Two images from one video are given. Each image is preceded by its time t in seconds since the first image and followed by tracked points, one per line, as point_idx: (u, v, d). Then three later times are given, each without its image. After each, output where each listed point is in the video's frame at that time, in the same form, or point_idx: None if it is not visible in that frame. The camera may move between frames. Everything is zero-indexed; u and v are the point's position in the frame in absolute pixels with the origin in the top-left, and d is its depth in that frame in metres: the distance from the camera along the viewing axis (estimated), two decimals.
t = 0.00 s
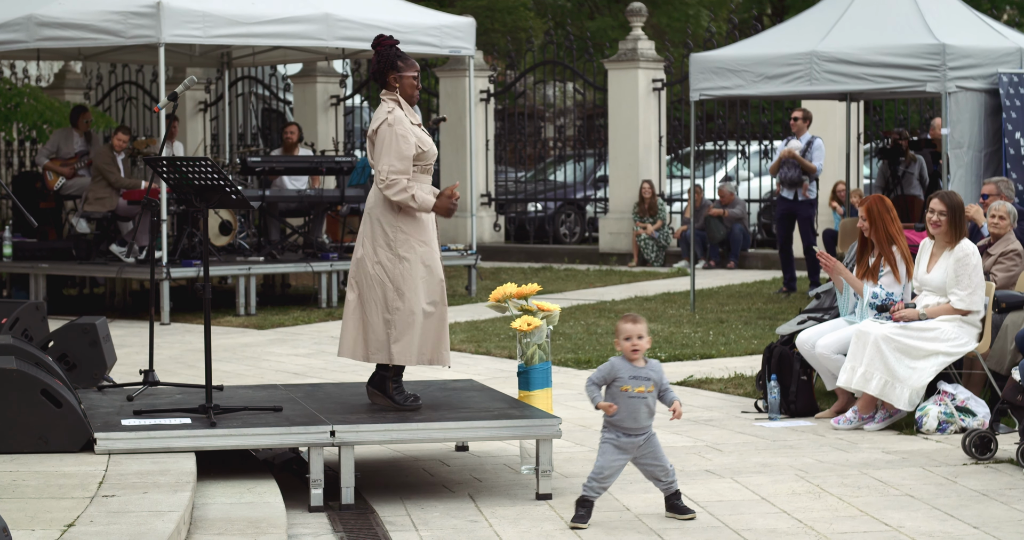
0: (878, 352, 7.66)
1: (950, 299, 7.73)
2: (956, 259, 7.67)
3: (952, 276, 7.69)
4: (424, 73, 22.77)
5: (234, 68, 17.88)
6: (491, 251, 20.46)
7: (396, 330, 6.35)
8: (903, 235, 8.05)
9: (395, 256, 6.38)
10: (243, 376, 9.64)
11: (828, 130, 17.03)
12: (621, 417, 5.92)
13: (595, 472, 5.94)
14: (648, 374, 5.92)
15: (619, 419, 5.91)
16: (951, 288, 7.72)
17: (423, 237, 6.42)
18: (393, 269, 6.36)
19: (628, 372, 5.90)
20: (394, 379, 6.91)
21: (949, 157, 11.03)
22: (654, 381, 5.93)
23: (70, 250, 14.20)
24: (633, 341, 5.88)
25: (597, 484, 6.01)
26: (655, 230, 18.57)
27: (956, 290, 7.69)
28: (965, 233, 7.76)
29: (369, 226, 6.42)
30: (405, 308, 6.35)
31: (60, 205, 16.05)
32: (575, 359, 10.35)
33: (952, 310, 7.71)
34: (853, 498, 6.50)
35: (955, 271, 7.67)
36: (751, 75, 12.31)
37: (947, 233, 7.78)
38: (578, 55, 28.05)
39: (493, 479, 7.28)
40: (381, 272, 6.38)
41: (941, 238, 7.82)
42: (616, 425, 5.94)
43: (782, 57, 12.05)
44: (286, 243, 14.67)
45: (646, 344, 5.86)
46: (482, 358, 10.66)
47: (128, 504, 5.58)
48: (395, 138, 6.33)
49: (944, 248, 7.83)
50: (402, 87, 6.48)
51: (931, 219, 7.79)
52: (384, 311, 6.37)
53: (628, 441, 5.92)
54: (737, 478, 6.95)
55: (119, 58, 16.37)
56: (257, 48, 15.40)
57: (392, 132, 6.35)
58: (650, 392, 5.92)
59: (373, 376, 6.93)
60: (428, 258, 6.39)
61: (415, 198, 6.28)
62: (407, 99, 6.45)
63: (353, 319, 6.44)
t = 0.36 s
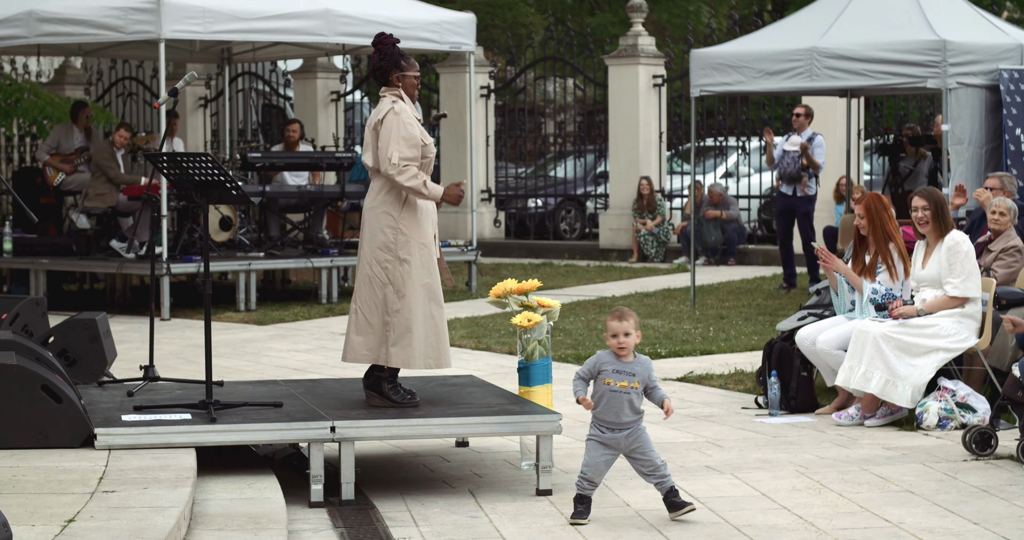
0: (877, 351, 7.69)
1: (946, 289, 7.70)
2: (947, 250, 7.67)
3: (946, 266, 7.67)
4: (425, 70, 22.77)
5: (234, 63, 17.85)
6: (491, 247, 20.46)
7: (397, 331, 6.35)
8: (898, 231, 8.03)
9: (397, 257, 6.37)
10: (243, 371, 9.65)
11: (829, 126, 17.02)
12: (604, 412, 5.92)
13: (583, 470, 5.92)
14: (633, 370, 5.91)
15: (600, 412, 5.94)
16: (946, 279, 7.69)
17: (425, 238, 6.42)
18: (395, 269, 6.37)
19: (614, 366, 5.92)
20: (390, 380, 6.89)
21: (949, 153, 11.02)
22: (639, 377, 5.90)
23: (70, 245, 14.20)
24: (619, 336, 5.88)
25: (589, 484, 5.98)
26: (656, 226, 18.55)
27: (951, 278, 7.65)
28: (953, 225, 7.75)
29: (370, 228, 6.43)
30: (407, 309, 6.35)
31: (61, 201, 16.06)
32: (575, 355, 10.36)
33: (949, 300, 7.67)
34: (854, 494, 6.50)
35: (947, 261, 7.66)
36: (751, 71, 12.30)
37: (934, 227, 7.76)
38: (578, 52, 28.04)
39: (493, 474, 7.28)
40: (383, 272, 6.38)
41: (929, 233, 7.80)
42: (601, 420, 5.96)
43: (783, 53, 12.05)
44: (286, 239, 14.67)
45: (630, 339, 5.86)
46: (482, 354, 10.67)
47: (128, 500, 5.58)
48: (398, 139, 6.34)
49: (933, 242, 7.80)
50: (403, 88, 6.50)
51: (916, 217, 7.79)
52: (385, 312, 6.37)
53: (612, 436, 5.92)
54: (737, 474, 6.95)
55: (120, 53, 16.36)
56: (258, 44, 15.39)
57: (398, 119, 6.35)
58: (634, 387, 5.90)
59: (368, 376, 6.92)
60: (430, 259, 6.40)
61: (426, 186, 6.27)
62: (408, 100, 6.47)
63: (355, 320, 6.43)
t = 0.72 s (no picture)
0: (876, 344, 7.66)
1: (945, 285, 7.70)
2: (946, 246, 7.66)
3: (945, 262, 7.67)
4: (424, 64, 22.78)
5: (234, 58, 17.86)
6: (490, 241, 20.48)
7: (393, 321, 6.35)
8: (898, 224, 8.04)
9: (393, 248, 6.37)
10: (242, 365, 9.65)
11: (829, 120, 17.03)
12: (610, 411, 5.87)
13: (573, 459, 5.89)
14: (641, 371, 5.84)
15: (610, 412, 5.87)
16: (945, 274, 7.69)
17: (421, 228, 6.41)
18: (391, 260, 6.36)
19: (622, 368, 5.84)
20: (388, 371, 6.91)
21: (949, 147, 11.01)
22: (648, 378, 5.83)
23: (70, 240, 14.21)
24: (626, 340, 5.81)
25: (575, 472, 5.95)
26: (655, 220, 18.56)
27: (950, 275, 7.66)
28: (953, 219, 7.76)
29: (366, 218, 6.42)
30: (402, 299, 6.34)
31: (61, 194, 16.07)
32: (574, 349, 10.37)
33: (948, 296, 7.70)
34: (853, 489, 6.51)
35: (947, 257, 7.66)
36: (751, 66, 12.31)
37: (934, 221, 7.77)
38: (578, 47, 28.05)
39: (493, 468, 7.28)
40: (379, 263, 6.38)
41: (929, 227, 7.81)
42: (605, 417, 5.90)
43: (783, 47, 12.05)
44: (285, 233, 14.68)
45: (638, 345, 5.78)
46: (482, 348, 10.68)
47: (128, 494, 5.59)
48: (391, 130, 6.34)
49: (933, 236, 7.81)
50: (398, 78, 6.49)
51: (916, 209, 7.82)
52: (381, 302, 6.37)
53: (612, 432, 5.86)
54: (736, 468, 6.95)
55: (119, 47, 16.36)
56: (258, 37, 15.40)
57: (393, 110, 6.34)
58: (644, 387, 5.83)
59: (367, 368, 6.94)
60: (426, 248, 6.39)
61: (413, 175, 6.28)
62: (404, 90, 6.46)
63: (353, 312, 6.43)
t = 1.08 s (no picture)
0: (876, 342, 7.69)
1: (949, 287, 7.72)
2: (953, 248, 7.66)
3: (951, 264, 7.68)
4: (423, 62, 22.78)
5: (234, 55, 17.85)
6: (491, 238, 20.47)
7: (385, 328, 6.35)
8: (902, 224, 8.03)
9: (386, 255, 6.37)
10: (241, 363, 9.65)
11: (829, 117, 17.02)
12: (570, 418, 5.88)
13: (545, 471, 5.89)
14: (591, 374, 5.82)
15: (569, 419, 5.89)
16: (950, 277, 7.71)
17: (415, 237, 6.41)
18: (383, 267, 6.36)
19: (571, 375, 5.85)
20: (386, 370, 6.89)
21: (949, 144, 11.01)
22: (598, 380, 5.82)
23: (70, 237, 14.20)
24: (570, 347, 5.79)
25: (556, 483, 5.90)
26: (655, 218, 18.54)
27: (955, 278, 7.67)
28: (962, 221, 7.75)
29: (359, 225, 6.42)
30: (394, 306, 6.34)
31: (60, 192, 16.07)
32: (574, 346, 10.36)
33: (950, 297, 7.70)
34: (853, 486, 6.51)
35: (953, 259, 7.66)
36: (751, 63, 12.30)
37: (942, 221, 7.76)
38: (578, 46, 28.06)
39: (492, 466, 7.28)
40: (372, 269, 6.38)
41: (937, 228, 7.81)
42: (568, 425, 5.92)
43: (783, 44, 12.05)
44: (285, 230, 14.67)
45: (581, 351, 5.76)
46: (481, 346, 10.67)
47: (127, 491, 5.58)
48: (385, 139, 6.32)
49: (941, 237, 7.80)
50: (393, 84, 6.44)
51: (925, 209, 7.82)
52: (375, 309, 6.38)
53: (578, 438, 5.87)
54: (736, 466, 6.95)
55: (119, 45, 16.35)
56: (258, 34, 15.39)
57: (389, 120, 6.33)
58: (595, 391, 5.83)
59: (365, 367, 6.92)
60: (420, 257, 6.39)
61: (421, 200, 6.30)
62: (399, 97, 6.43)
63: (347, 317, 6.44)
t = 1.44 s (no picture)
0: (880, 344, 7.67)
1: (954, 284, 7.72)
2: (957, 245, 7.66)
3: (954, 261, 7.68)
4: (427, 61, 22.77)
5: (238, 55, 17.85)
6: (495, 237, 20.47)
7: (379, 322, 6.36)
8: (905, 224, 8.03)
9: (381, 249, 6.37)
10: (245, 363, 9.65)
11: (833, 117, 17.01)
12: (607, 417, 5.78)
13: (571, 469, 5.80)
14: (641, 378, 5.75)
15: (604, 416, 5.78)
16: (954, 274, 7.71)
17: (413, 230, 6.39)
18: (379, 261, 6.37)
19: (620, 374, 5.75)
20: (394, 372, 6.87)
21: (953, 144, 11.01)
22: (646, 385, 5.75)
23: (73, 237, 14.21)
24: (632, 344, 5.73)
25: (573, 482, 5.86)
26: (659, 217, 18.54)
27: (959, 274, 7.67)
28: (964, 218, 7.75)
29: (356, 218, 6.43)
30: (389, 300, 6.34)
31: (64, 192, 16.07)
32: (578, 346, 10.37)
33: (955, 294, 7.70)
34: (858, 486, 6.50)
35: (957, 256, 7.66)
36: (755, 62, 12.29)
37: (945, 219, 7.76)
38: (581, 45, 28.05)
39: (497, 466, 7.28)
40: (367, 264, 6.38)
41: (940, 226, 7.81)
42: (601, 423, 5.81)
43: (786, 44, 12.03)
44: (289, 230, 14.68)
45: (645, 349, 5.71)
46: (485, 345, 10.68)
47: (132, 491, 5.59)
48: (381, 133, 6.33)
49: (944, 235, 7.80)
50: (393, 77, 6.44)
51: (927, 208, 7.82)
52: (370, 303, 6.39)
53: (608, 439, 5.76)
54: (740, 465, 6.94)
55: (122, 44, 16.36)
56: (262, 34, 15.41)
57: (386, 115, 6.33)
58: (640, 395, 5.75)
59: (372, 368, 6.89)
60: (417, 250, 6.37)
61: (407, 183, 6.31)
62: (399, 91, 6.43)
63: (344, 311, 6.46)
